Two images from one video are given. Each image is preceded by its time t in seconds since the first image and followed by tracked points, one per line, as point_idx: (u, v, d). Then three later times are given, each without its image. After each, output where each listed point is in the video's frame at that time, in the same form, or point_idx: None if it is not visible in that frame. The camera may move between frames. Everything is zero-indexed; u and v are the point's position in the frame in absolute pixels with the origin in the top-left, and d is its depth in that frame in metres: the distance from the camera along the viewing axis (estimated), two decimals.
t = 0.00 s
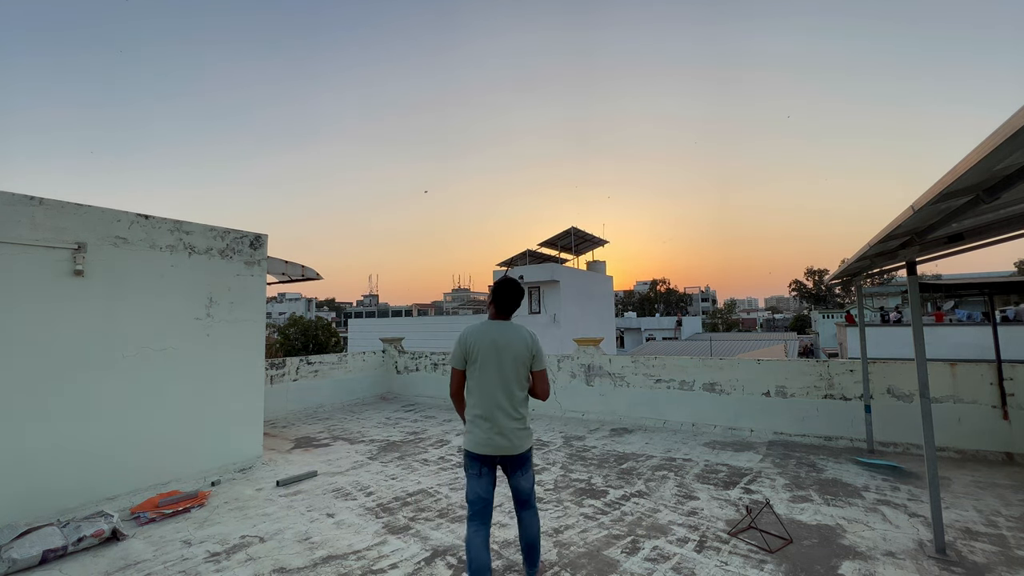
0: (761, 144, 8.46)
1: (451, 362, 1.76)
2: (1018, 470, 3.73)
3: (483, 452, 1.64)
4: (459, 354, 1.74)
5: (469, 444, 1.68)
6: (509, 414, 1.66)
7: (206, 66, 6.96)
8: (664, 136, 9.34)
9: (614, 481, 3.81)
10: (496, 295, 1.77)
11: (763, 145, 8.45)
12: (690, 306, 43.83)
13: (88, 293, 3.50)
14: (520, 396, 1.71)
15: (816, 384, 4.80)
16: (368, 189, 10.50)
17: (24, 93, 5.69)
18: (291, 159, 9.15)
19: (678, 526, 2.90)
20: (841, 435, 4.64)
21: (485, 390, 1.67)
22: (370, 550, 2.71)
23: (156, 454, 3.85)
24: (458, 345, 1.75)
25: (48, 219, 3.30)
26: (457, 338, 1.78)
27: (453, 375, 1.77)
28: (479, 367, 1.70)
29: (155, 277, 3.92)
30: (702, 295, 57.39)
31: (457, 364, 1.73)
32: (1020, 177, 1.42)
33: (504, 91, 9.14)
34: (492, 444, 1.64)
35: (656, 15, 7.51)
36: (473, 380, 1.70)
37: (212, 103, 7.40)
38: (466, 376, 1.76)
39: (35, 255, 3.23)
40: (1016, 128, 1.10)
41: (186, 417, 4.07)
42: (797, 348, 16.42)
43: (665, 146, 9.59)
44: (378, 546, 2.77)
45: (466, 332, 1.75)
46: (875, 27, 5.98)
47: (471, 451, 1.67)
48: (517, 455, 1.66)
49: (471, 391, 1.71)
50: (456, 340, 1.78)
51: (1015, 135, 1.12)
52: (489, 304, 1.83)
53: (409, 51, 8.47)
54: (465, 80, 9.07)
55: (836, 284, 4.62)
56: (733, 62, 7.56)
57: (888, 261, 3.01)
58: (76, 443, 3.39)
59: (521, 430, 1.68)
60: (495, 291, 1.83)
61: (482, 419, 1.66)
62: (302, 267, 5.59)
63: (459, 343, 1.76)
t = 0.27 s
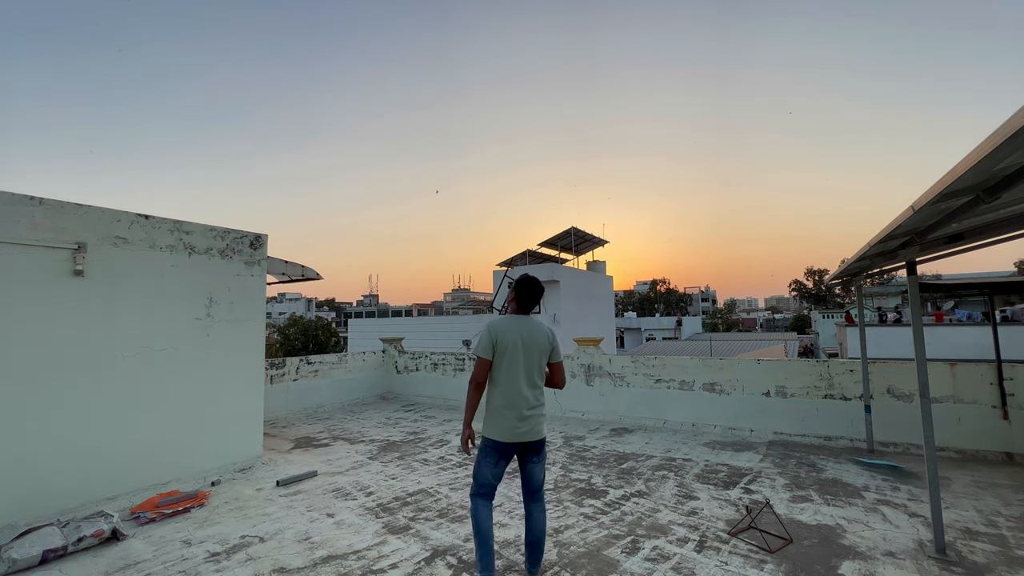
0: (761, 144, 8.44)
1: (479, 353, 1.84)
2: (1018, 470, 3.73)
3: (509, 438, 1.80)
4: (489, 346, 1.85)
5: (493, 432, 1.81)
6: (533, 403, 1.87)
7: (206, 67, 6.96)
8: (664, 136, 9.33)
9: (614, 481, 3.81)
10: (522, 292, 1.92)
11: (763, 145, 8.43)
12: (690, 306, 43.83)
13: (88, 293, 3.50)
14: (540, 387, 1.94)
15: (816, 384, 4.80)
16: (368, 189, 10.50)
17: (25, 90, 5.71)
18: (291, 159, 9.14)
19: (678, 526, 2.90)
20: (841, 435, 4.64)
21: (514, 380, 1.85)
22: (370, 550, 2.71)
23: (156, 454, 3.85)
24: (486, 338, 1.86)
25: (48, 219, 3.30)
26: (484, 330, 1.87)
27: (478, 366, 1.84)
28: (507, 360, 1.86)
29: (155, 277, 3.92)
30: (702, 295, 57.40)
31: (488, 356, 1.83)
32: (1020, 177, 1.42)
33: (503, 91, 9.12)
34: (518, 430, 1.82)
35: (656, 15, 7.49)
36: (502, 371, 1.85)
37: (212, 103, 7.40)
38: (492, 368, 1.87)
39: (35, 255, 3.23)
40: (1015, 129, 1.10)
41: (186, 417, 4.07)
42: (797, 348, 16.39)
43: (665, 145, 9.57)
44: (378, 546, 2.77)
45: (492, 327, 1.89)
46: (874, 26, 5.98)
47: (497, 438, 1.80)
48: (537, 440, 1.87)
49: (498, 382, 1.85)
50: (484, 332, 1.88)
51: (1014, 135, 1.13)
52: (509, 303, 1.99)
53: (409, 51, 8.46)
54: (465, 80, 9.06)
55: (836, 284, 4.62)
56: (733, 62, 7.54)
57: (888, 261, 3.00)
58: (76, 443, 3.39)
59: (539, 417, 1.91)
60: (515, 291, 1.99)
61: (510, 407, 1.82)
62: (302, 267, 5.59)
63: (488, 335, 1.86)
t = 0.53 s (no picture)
0: (761, 144, 8.45)
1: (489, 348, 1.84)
2: (1018, 470, 3.73)
3: (520, 435, 1.80)
4: (499, 341, 1.85)
5: (503, 428, 1.81)
6: (543, 399, 1.87)
7: (206, 67, 6.96)
8: (664, 135, 9.32)
9: (614, 481, 3.81)
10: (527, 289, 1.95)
11: (763, 145, 8.44)
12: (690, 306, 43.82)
13: (88, 293, 3.50)
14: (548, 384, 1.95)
15: (816, 384, 4.80)
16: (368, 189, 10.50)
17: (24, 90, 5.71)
18: (290, 159, 9.14)
19: (678, 526, 2.90)
20: (841, 435, 4.64)
21: (525, 376, 1.86)
22: (371, 550, 2.71)
23: (155, 454, 3.84)
24: (497, 334, 1.87)
25: (48, 219, 3.30)
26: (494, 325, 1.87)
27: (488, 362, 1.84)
28: (518, 357, 1.87)
29: (155, 277, 3.92)
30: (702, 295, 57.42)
31: (498, 351, 1.83)
32: (1020, 176, 1.42)
33: (503, 91, 9.12)
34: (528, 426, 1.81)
35: (656, 14, 7.49)
36: (513, 367, 1.86)
37: (212, 103, 7.40)
38: (502, 364, 1.86)
39: (35, 255, 3.23)
40: (1015, 128, 1.10)
41: (186, 417, 4.07)
42: (797, 348, 16.34)
43: (665, 145, 9.58)
44: (378, 546, 2.77)
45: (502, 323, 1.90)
46: (874, 26, 5.98)
47: (508, 434, 1.80)
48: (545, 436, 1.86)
49: (509, 378, 1.86)
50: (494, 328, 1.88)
51: (1015, 135, 1.12)
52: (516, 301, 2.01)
53: (409, 51, 8.46)
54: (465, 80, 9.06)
55: (836, 284, 4.62)
56: (733, 61, 7.55)
57: (888, 261, 3.01)
58: (76, 443, 3.39)
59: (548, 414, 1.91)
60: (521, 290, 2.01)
61: (521, 403, 1.82)
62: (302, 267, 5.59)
63: (498, 332, 1.87)
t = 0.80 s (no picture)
0: (761, 144, 8.44)
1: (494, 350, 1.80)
2: (1018, 470, 3.73)
3: (529, 437, 1.78)
4: (504, 342, 1.82)
5: (512, 431, 1.78)
6: (548, 399, 1.87)
7: (206, 67, 6.96)
8: (664, 135, 9.32)
9: (614, 481, 3.81)
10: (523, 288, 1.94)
11: (763, 145, 8.43)
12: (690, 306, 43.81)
13: (89, 293, 3.50)
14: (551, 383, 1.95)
15: (816, 384, 4.80)
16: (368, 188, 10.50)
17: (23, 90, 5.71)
18: (290, 159, 9.14)
19: (678, 526, 2.90)
20: (841, 435, 4.64)
21: (530, 377, 1.84)
22: (371, 550, 2.71)
23: (155, 455, 3.84)
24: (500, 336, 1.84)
25: (47, 219, 3.30)
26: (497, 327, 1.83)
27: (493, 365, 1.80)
28: (522, 359, 1.85)
29: (155, 277, 3.92)
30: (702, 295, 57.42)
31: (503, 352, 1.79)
32: (1021, 176, 1.42)
33: (503, 91, 9.11)
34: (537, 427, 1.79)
35: (657, 14, 7.48)
36: (518, 369, 1.84)
37: (212, 103, 7.40)
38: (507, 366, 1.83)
39: (35, 255, 3.23)
40: (1016, 128, 1.10)
41: (185, 418, 4.06)
42: (797, 348, 16.33)
43: (665, 145, 9.58)
44: (378, 546, 2.77)
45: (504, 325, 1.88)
46: (874, 25, 5.97)
47: (517, 437, 1.76)
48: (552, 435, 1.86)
49: (515, 380, 1.83)
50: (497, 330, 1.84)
51: (1015, 135, 1.12)
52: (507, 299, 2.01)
53: (409, 51, 8.45)
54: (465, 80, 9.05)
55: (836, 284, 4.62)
56: (733, 61, 7.54)
57: (888, 261, 3.00)
58: (75, 443, 3.39)
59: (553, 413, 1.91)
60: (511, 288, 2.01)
61: (529, 404, 1.81)
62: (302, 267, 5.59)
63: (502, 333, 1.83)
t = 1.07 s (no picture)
0: (761, 143, 8.45)
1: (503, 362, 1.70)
2: (1018, 470, 3.73)
3: (536, 451, 1.75)
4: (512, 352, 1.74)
5: (519, 445, 1.72)
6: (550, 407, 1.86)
7: (206, 66, 6.96)
8: (664, 135, 9.33)
9: (614, 481, 3.81)
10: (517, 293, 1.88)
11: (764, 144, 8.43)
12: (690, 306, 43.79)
13: (89, 293, 3.51)
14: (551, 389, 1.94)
15: (816, 384, 4.80)
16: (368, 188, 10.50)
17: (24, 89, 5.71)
18: (290, 159, 9.15)
19: (678, 526, 2.90)
20: (841, 435, 4.64)
21: (536, 388, 1.80)
22: (371, 550, 2.71)
23: (155, 455, 3.84)
24: (509, 345, 1.74)
25: (47, 219, 3.30)
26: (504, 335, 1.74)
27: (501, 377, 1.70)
28: (528, 369, 1.78)
29: (155, 277, 3.92)
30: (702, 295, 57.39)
31: (512, 364, 1.71)
32: (1021, 176, 1.42)
33: (503, 91, 9.11)
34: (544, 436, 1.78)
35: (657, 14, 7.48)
36: (526, 380, 1.78)
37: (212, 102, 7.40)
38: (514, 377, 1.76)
39: (35, 255, 3.23)
40: (1016, 128, 1.09)
41: (185, 418, 4.06)
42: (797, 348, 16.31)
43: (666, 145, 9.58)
44: (378, 546, 2.77)
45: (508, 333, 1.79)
46: (875, 25, 5.98)
47: (527, 451, 1.72)
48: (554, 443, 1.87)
49: (523, 392, 1.76)
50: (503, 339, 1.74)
51: (1015, 135, 1.12)
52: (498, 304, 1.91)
53: (410, 51, 8.45)
54: (465, 79, 9.04)
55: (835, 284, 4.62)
56: (734, 61, 7.55)
57: (888, 261, 3.00)
58: (75, 443, 3.39)
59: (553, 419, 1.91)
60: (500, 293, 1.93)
61: (534, 417, 1.77)
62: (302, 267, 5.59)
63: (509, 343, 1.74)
